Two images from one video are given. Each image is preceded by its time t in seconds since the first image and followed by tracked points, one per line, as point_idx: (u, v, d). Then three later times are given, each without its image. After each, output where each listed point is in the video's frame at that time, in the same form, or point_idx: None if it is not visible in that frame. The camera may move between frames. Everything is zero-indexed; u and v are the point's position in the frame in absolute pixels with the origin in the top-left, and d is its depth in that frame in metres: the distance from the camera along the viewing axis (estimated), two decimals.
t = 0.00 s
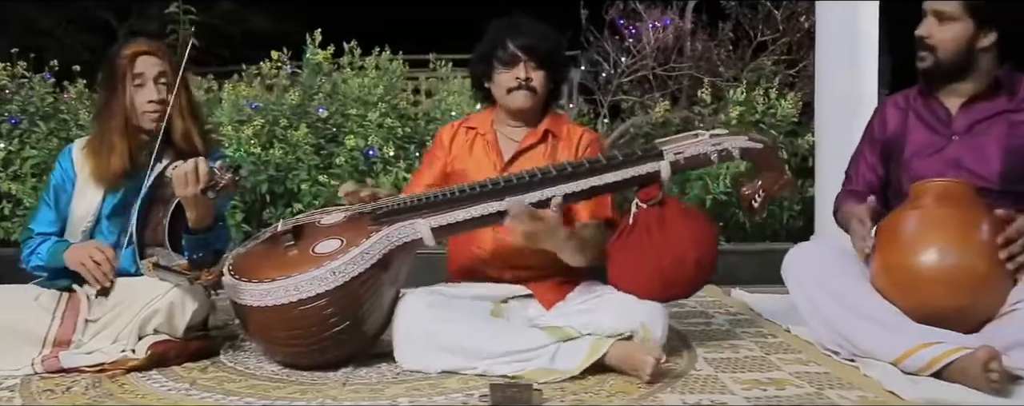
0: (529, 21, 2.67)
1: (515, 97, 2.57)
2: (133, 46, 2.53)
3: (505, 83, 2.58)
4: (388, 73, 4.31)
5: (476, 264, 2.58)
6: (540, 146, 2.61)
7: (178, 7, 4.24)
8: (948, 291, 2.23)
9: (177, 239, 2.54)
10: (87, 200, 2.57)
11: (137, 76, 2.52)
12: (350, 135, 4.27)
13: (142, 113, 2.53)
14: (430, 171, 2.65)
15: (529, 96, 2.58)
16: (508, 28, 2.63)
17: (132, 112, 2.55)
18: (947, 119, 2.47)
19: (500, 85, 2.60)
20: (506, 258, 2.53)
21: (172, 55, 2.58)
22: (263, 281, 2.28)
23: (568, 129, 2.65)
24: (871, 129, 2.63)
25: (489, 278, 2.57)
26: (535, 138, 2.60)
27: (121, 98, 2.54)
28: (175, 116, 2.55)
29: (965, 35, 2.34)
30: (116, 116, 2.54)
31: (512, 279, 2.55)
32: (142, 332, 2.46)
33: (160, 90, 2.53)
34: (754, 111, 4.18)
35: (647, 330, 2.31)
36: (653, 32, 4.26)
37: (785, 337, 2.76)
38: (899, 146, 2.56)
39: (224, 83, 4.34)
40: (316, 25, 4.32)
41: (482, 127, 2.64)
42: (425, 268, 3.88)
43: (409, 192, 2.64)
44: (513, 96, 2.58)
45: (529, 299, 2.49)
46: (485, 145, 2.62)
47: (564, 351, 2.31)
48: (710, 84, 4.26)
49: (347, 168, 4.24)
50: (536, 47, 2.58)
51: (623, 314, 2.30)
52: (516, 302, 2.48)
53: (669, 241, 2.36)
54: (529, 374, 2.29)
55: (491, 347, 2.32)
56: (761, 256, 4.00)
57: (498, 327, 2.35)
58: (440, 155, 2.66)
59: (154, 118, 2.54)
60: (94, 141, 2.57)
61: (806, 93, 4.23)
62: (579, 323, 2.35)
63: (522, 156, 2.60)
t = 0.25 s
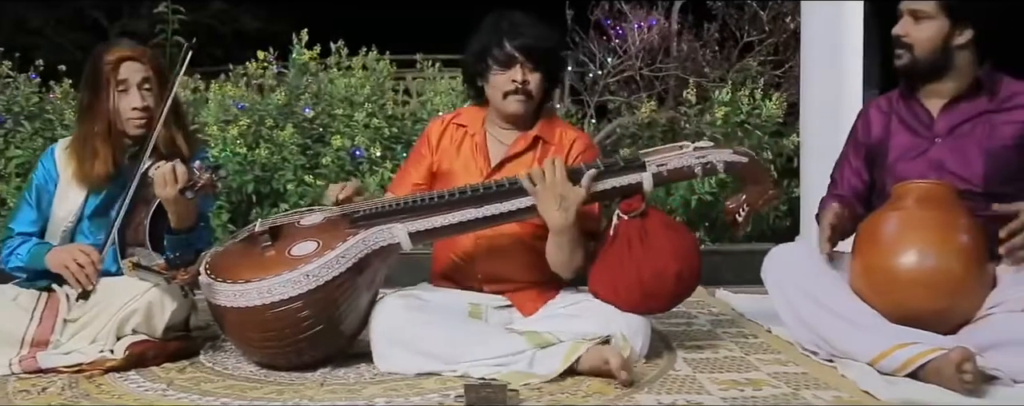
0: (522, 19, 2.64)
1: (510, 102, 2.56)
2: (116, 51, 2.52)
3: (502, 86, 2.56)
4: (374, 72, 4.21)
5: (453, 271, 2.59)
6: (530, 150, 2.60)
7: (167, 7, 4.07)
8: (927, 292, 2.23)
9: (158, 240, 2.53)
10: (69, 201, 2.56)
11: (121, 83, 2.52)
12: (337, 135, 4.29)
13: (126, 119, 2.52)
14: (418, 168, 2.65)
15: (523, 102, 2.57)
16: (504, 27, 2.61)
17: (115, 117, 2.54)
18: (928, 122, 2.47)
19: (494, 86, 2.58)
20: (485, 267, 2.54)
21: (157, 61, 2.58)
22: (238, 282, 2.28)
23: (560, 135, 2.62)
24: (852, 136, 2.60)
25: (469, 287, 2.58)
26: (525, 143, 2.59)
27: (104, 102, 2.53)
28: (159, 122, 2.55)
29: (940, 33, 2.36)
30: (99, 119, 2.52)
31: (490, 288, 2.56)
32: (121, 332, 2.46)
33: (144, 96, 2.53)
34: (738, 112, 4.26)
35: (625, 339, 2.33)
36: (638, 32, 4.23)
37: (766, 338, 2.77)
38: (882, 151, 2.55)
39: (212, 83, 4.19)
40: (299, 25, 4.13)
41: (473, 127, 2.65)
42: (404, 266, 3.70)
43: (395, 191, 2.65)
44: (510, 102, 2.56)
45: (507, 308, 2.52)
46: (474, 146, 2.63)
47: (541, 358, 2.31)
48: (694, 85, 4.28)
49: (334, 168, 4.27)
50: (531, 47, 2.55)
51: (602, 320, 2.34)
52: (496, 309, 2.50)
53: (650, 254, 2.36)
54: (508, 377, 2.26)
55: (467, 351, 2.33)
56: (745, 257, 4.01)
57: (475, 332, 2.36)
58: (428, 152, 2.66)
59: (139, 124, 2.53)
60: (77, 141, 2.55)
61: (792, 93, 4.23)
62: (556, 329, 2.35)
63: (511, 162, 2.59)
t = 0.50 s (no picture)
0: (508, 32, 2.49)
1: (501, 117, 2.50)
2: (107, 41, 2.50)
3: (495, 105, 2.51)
4: (367, 73, 4.23)
5: (441, 274, 2.59)
6: (524, 158, 2.59)
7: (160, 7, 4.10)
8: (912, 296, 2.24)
9: (146, 239, 2.50)
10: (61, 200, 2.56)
11: (112, 70, 2.49)
12: (329, 136, 4.30)
13: (121, 105, 2.49)
14: (411, 169, 2.66)
15: (519, 124, 2.52)
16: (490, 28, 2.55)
17: (108, 108, 2.50)
18: (925, 131, 2.49)
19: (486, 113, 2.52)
20: (474, 273, 2.54)
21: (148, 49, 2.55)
22: (225, 283, 2.28)
23: (556, 142, 2.61)
24: (849, 138, 2.60)
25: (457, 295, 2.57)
26: (519, 152, 2.57)
27: (96, 94, 2.49)
28: (155, 107, 2.52)
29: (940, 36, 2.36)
30: (93, 114, 2.49)
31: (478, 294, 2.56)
32: (109, 333, 2.46)
33: (138, 82, 2.50)
34: (730, 113, 4.26)
35: (614, 341, 2.34)
36: (630, 33, 4.28)
37: (757, 338, 2.77)
38: (878, 157, 2.57)
39: (205, 83, 4.17)
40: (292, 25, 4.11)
41: (467, 129, 2.62)
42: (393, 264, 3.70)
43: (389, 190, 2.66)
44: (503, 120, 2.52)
45: (497, 312, 2.52)
46: (468, 149, 2.62)
47: (529, 360, 2.31)
48: (685, 86, 4.30)
49: (325, 168, 4.27)
50: (521, 71, 2.47)
51: (595, 321, 2.35)
52: (484, 311, 2.50)
53: (640, 255, 2.36)
54: (496, 378, 2.28)
55: (454, 353, 2.34)
56: (737, 258, 4.01)
57: (462, 332, 2.36)
58: (422, 152, 2.66)
59: (134, 109, 2.51)
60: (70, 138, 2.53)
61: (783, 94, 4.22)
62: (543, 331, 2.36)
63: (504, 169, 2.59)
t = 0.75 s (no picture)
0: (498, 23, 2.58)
1: (497, 113, 2.53)
2: (106, 51, 2.50)
3: (486, 97, 2.52)
4: (365, 74, 4.23)
5: (434, 274, 2.59)
6: (509, 155, 2.56)
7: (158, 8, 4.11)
8: (908, 298, 2.24)
9: (143, 240, 2.51)
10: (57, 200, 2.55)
11: (113, 81, 2.50)
12: (325, 136, 4.28)
13: (121, 118, 2.51)
14: (401, 171, 2.65)
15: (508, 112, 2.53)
16: (482, 32, 2.56)
17: (107, 118, 2.52)
18: (922, 137, 2.46)
19: (477, 97, 2.54)
20: (468, 272, 2.54)
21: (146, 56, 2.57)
22: (221, 284, 2.28)
23: (542, 136, 2.58)
24: (847, 133, 2.61)
25: (452, 294, 2.57)
26: (506, 147, 2.55)
27: (95, 105, 2.51)
28: (155, 119, 2.54)
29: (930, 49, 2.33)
30: (93, 124, 2.50)
31: (473, 294, 2.56)
32: (105, 333, 2.46)
33: (138, 94, 2.52)
34: (726, 113, 4.26)
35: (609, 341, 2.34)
36: (626, 34, 4.26)
37: (752, 339, 2.78)
38: (874, 156, 2.56)
39: (201, 83, 4.20)
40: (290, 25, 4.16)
41: (454, 128, 2.63)
42: (389, 264, 3.74)
43: (382, 193, 2.65)
44: (496, 112, 2.53)
45: (493, 310, 2.52)
46: (455, 147, 2.61)
47: (525, 359, 2.31)
48: (681, 86, 4.29)
49: (322, 169, 4.24)
50: (514, 70, 2.51)
51: (590, 319, 2.35)
52: (478, 311, 2.51)
53: (635, 255, 2.37)
54: (491, 378, 2.27)
55: (450, 353, 2.34)
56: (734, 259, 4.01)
57: (458, 332, 2.36)
58: (410, 153, 2.66)
59: (134, 122, 2.52)
60: (69, 140, 2.53)
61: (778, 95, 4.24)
62: (539, 332, 2.36)
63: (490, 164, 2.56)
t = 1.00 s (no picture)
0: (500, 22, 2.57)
1: (496, 108, 2.52)
2: (111, 47, 2.52)
3: (488, 92, 2.51)
4: (365, 73, 4.27)
5: (433, 273, 2.59)
6: (508, 152, 2.57)
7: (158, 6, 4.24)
8: (908, 300, 2.25)
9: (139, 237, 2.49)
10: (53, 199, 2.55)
11: (117, 79, 2.51)
12: (324, 135, 4.22)
13: (124, 116, 2.51)
14: (400, 167, 2.65)
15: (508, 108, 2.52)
16: (485, 29, 2.55)
17: (109, 114, 2.51)
18: (917, 138, 2.41)
19: (478, 91, 2.53)
20: (466, 269, 2.54)
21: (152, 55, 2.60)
22: (221, 280, 2.28)
23: (541, 135, 2.59)
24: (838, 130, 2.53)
25: (451, 292, 2.58)
26: (505, 144, 2.56)
27: (98, 100, 2.51)
28: (157, 117, 2.55)
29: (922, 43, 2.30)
30: (96, 117, 2.50)
31: (472, 292, 2.56)
32: (102, 330, 2.45)
33: (141, 92, 2.53)
34: (725, 116, 4.16)
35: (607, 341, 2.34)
36: (627, 35, 4.27)
37: (749, 341, 2.78)
38: (865, 157, 2.49)
39: (201, 83, 4.22)
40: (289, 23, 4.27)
41: (455, 124, 2.62)
42: (389, 263, 3.78)
43: (381, 190, 2.65)
44: (496, 108, 2.52)
45: (489, 308, 2.52)
46: (455, 144, 2.60)
47: (524, 357, 2.31)
48: (681, 87, 4.25)
49: (321, 167, 4.17)
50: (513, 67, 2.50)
51: (585, 322, 2.34)
52: (477, 309, 2.50)
53: (633, 256, 2.37)
54: (490, 378, 2.29)
55: (447, 352, 2.34)
56: (731, 261, 4.01)
57: (457, 328, 2.36)
58: (410, 149, 2.66)
59: (135, 119, 2.53)
60: (70, 136, 2.53)
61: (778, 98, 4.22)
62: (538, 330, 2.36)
63: (489, 162, 2.57)
